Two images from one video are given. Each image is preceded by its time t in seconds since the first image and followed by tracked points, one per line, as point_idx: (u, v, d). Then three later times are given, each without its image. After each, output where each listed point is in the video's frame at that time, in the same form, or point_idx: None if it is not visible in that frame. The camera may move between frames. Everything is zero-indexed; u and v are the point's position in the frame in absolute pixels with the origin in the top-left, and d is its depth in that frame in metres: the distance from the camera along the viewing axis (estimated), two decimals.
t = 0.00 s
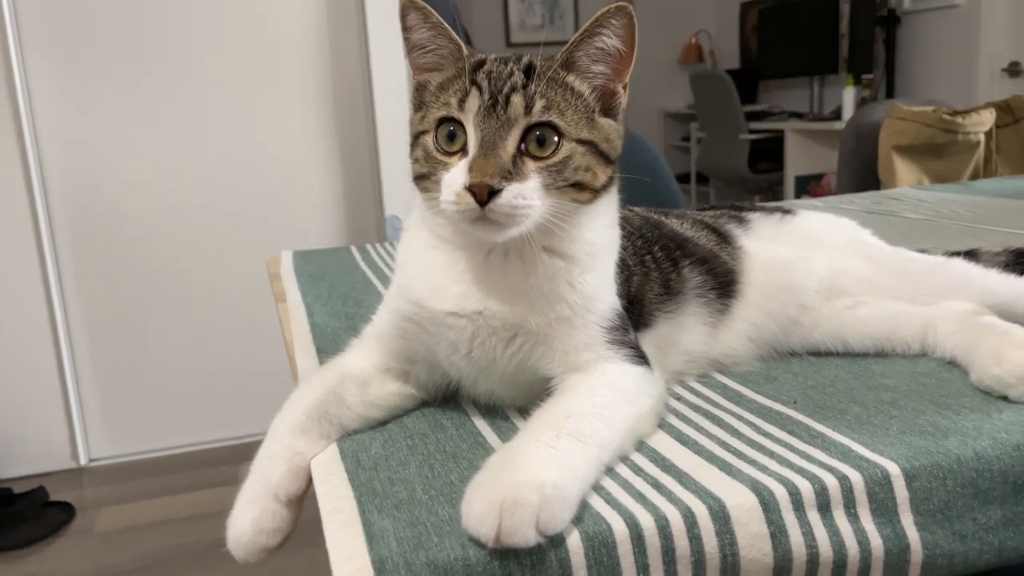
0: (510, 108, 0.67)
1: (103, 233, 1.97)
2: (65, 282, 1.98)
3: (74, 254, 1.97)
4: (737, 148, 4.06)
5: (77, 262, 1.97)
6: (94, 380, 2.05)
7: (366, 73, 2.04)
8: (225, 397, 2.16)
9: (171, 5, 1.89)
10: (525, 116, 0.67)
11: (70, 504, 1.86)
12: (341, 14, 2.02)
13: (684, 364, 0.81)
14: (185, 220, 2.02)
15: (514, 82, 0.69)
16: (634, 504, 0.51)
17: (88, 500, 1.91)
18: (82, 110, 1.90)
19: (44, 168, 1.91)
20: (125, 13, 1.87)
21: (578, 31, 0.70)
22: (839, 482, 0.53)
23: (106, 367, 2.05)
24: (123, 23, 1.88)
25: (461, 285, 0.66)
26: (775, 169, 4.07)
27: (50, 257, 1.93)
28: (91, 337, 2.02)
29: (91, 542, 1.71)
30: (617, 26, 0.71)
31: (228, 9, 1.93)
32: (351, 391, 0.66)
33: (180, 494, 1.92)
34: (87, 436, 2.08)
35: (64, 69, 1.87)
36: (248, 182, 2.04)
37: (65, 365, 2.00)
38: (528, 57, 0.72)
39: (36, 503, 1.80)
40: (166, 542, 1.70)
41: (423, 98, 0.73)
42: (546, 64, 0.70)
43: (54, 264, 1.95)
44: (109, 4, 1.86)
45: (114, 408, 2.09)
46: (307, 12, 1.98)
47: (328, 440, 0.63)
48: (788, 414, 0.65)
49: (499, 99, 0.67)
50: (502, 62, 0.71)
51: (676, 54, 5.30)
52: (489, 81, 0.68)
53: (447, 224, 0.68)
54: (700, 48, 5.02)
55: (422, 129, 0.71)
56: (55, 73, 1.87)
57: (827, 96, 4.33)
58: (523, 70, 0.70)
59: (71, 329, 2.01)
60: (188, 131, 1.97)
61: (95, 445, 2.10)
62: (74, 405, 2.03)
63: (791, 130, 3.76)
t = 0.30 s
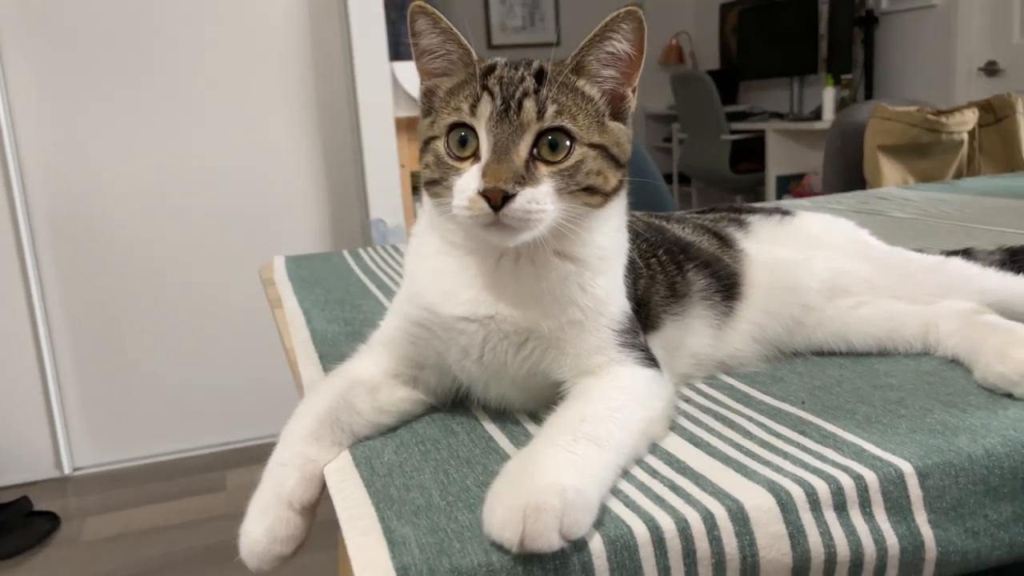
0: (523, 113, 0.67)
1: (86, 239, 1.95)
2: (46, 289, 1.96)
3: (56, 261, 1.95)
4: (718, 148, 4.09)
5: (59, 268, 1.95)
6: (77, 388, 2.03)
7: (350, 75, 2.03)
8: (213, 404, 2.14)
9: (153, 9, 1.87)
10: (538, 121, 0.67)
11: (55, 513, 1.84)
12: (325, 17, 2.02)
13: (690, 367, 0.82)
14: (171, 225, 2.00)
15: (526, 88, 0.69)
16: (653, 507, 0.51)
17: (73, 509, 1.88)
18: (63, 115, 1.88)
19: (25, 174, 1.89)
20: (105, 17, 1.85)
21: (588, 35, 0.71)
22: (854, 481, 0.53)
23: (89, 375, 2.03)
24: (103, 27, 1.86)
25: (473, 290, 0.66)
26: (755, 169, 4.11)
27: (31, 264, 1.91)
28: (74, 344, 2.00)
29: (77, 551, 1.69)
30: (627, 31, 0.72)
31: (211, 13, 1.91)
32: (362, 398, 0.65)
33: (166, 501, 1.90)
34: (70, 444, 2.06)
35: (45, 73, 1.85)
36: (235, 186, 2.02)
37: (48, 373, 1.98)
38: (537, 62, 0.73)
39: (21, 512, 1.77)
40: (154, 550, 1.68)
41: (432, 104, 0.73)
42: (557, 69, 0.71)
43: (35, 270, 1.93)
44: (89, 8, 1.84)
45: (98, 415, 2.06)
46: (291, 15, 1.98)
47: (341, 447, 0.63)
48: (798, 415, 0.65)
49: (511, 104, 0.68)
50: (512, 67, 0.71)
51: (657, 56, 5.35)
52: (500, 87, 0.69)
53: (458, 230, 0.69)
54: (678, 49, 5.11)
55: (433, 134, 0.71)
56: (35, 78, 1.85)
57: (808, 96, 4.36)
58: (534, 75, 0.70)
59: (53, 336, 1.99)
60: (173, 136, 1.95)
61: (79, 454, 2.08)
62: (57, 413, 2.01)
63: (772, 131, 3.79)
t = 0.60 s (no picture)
0: (541, 113, 0.69)
1: (73, 244, 1.94)
2: (33, 295, 1.94)
3: (43, 267, 1.93)
4: (702, 148, 4.12)
5: (45, 274, 1.94)
6: (65, 395, 2.02)
7: (337, 77, 2.03)
8: (204, 409, 2.13)
9: (140, 13, 1.87)
10: (556, 121, 0.69)
11: (43, 522, 1.82)
12: (314, 21, 2.02)
13: (698, 364, 0.83)
14: (160, 230, 1.99)
15: (543, 88, 0.70)
16: (673, 500, 0.52)
17: (62, 517, 1.87)
18: (50, 121, 1.87)
19: (10, 180, 1.88)
20: (91, 22, 1.84)
21: (603, 34, 0.73)
22: (868, 473, 0.54)
23: (76, 382, 2.01)
24: (89, 31, 1.85)
25: (486, 288, 0.67)
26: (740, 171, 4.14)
27: (17, 271, 1.89)
28: (61, 351, 1.99)
29: (67, 560, 1.67)
30: (642, 30, 0.74)
31: (199, 17, 1.91)
32: (376, 397, 0.66)
33: (156, 508, 1.88)
34: (57, 452, 2.04)
35: (31, 78, 1.84)
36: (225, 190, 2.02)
37: (35, 381, 1.96)
38: (551, 63, 0.75)
39: (9, 522, 1.75)
40: (145, 557, 1.66)
41: (445, 105, 0.74)
42: (572, 69, 0.72)
43: (21, 277, 1.91)
44: (74, 13, 1.83)
45: (86, 423, 2.05)
46: (278, 18, 1.97)
47: (356, 446, 0.63)
48: (808, 409, 0.66)
49: (529, 104, 0.69)
50: (527, 68, 0.73)
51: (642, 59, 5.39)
52: (518, 87, 0.70)
53: (474, 229, 0.69)
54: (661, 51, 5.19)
55: (448, 135, 0.72)
56: (21, 84, 1.84)
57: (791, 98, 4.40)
58: (549, 75, 0.72)
59: (40, 343, 1.97)
60: (161, 140, 1.94)
61: (66, 461, 2.06)
62: (44, 421, 1.99)
63: (757, 134, 3.81)
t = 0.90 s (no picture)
0: (540, 128, 0.69)
1: (58, 252, 1.93)
2: (18, 304, 1.93)
3: (28, 276, 1.92)
4: (688, 154, 4.15)
5: (30, 282, 1.93)
6: (50, 404, 2.00)
7: (325, 85, 2.03)
8: (191, 418, 2.12)
9: (126, 21, 1.86)
10: (555, 136, 0.70)
11: (28, 532, 1.81)
12: (301, 28, 2.02)
13: (683, 372, 0.85)
14: (146, 238, 1.98)
15: (540, 103, 0.71)
16: (659, 510, 0.53)
17: (46, 527, 1.85)
18: (35, 128, 1.86)
19: None
20: (76, 29, 1.84)
21: (594, 51, 0.75)
22: (849, 481, 0.55)
23: (62, 391, 2.00)
24: (74, 39, 1.84)
25: (476, 300, 0.68)
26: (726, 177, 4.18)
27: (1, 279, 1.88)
28: (46, 360, 1.97)
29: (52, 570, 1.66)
30: (631, 48, 0.76)
31: (185, 24, 1.91)
32: (366, 408, 0.66)
33: (141, 518, 1.87)
34: (43, 462, 2.03)
35: (15, 86, 1.83)
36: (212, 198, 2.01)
37: (19, 390, 1.95)
38: (543, 78, 0.75)
39: None
40: (130, 567, 1.65)
41: (438, 120, 0.74)
42: (566, 85, 0.74)
43: (6, 285, 1.90)
44: (59, 20, 1.82)
45: (71, 432, 2.03)
46: (265, 25, 1.98)
47: (346, 458, 0.64)
48: (790, 418, 0.67)
49: (528, 119, 0.70)
50: (521, 84, 0.73)
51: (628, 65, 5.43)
52: (516, 103, 0.70)
53: (470, 243, 0.70)
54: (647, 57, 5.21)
55: (444, 150, 0.71)
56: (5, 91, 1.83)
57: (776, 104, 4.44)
58: (545, 91, 0.73)
59: (25, 351, 1.96)
60: (147, 148, 1.94)
61: (52, 471, 2.05)
62: (29, 430, 1.98)
63: (742, 139, 3.85)
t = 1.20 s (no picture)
0: (526, 133, 0.70)
1: (46, 256, 1.92)
2: (6, 308, 1.92)
3: (17, 279, 1.91)
4: (679, 158, 4.16)
5: (17, 287, 1.92)
6: (38, 409, 1.99)
7: (315, 88, 2.03)
8: (181, 423, 2.11)
9: (115, 24, 1.86)
10: (540, 141, 0.70)
11: (16, 537, 1.79)
12: (292, 31, 2.02)
13: (669, 375, 0.85)
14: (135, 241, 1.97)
15: (525, 109, 0.71)
16: (642, 514, 0.53)
17: (34, 533, 1.84)
18: (23, 131, 1.85)
19: None
20: (66, 32, 1.83)
21: (579, 56, 0.75)
22: (832, 484, 0.55)
23: (50, 396, 1.99)
24: (64, 42, 1.84)
25: (462, 304, 0.68)
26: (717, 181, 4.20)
27: None
28: (35, 364, 1.96)
29: None
30: (615, 54, 0.76)
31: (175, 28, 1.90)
32: (351, 413, 0.66)
33: (126, 524, 1.86)
34: (31, 466, 2.02)
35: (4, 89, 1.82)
36: (202, 201, 2.01)
37: (7, 394, 1.93)
38: (528, 84, 0.76)
39: None
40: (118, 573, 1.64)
41: (423, 125, 0.74)
42: (551, 91, 0.74)
43: None
44: (49, 23, 1.82)
45: (59, 436, 2.02)
46: (255, 28, 1.97)
47: (332, 462, 0.64)
48: (774, 421, 0.67)
49: (514, 124, 0.70)
50: (507, 89, 0.74)
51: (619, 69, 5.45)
52: (502, 108, 0.70)
53: (457, 247, 0.70)
54: (638, 62, 5.23)
55: (430, 155, 0.72)
56: None
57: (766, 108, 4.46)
58: (530, 96, 0.73)
59: (13, 356, 1.95)
60: (136, 151, 1.93)
61: (40, 476, 2.03)
62: (17, 434, 1.97)
63: (732, 142, 3.87)
